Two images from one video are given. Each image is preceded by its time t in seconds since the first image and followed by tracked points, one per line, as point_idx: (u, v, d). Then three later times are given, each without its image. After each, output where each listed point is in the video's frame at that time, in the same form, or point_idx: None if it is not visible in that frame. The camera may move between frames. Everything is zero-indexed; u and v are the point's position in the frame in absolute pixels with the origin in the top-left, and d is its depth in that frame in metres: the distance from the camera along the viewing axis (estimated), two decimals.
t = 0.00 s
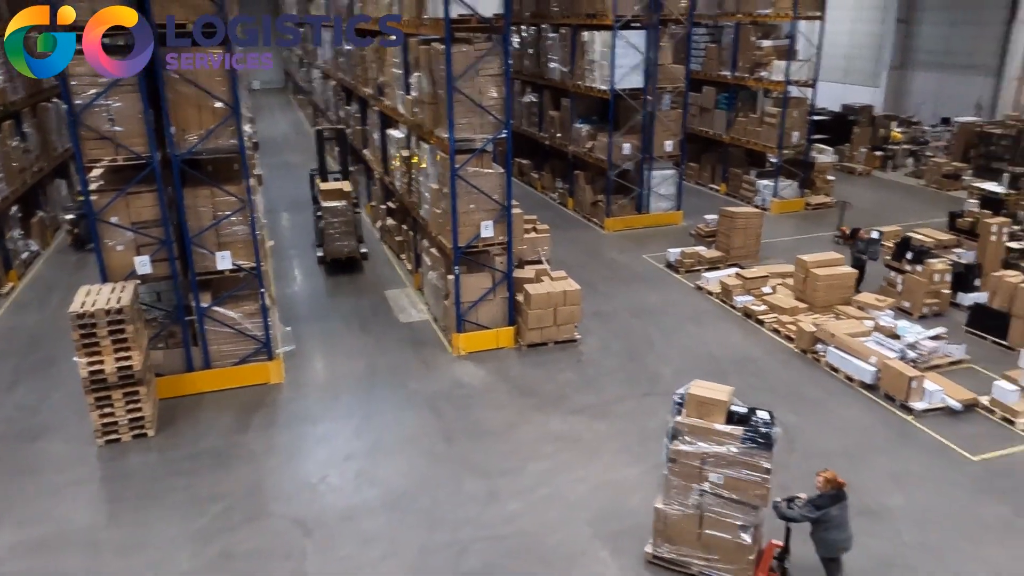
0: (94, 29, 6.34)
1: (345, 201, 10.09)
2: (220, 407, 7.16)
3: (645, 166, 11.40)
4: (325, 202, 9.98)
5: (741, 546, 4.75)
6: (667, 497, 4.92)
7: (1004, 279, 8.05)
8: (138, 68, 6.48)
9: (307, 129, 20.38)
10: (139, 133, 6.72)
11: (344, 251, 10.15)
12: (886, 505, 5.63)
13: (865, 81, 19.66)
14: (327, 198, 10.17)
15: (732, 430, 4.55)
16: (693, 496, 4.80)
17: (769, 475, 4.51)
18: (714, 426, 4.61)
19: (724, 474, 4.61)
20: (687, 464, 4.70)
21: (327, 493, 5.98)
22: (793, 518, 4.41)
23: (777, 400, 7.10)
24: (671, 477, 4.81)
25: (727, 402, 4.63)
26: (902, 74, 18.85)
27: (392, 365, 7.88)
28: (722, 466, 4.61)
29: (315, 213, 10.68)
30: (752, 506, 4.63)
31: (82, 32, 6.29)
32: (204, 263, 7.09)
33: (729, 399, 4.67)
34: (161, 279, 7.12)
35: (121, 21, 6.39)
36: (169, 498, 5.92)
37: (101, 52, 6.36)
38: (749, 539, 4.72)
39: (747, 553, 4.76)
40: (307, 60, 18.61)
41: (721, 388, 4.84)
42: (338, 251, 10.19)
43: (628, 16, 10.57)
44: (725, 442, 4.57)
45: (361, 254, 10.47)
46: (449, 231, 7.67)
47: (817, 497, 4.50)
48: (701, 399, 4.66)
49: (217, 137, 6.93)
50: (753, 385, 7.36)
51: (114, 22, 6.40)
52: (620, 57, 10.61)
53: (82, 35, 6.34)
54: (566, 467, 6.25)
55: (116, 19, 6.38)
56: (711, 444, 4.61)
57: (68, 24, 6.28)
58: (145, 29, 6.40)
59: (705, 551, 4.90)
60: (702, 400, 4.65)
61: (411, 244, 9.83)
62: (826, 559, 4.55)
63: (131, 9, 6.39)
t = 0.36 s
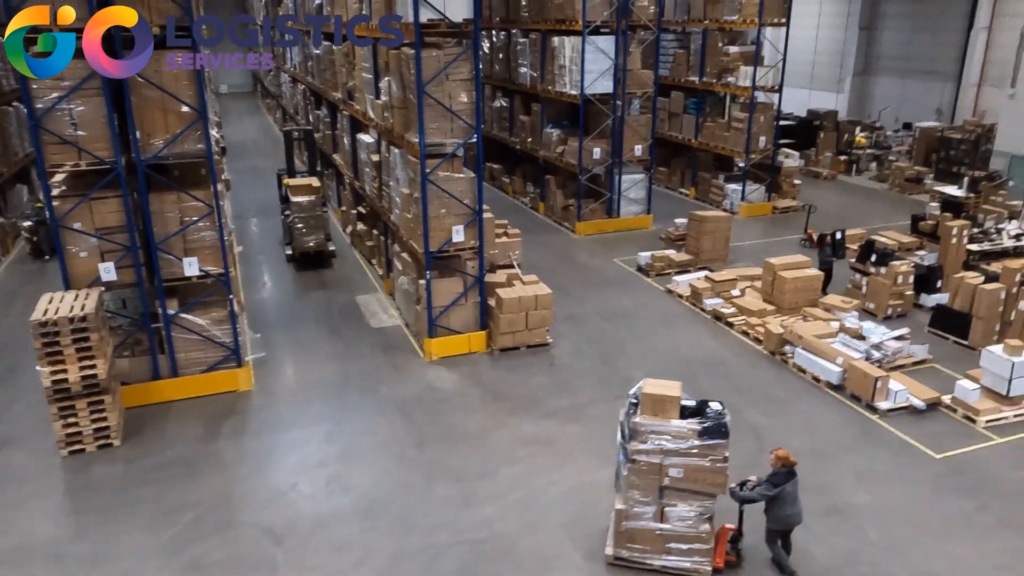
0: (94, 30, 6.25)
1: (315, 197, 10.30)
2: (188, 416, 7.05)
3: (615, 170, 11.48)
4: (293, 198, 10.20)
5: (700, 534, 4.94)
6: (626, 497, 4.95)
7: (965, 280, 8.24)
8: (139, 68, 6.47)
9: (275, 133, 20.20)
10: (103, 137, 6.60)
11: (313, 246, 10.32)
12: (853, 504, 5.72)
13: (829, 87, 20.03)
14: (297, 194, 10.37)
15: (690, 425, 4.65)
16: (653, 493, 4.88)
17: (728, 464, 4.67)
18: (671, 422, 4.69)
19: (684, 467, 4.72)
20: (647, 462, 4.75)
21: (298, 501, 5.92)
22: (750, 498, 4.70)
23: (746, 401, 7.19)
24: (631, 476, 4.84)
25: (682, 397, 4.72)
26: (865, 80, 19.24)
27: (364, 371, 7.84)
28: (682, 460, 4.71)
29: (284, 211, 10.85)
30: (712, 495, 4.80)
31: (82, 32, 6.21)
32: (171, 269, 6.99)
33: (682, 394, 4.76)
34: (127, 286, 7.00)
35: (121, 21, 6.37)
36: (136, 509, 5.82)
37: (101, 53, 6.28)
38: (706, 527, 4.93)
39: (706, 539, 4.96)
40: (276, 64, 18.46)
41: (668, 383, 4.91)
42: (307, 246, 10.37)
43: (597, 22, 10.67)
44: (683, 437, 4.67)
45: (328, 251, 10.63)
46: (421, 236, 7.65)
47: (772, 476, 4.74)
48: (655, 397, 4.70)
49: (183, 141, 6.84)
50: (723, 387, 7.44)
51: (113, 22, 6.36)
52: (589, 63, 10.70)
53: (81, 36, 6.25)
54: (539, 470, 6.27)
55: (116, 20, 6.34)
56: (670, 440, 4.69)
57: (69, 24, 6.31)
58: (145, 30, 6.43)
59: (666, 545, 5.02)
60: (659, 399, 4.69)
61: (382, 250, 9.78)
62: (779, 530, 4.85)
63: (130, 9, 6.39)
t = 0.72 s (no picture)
0: (96, 29, 6.25)
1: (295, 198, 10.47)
2: (168, 427, 6.98)
3: (596, 177, 11.54)
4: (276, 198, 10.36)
5: (672, 532, 5.00)
6: (598, 504, 4.95)
7: (942, 284, 8.35)
8: (139, 68, 6.50)
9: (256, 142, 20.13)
10: (81, 146, 6.53)
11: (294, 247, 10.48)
12: (835, 507, 5.77)
13: (807, 94, 20.27)
14: (278, 194, 10.52)
15: (657, 424, 4.73)
16: (625, 496, 4.90)
17: (695, 458, 4.79)
18: (638, 424, 4.76)
19: (653, 467, 4.79)
20: (619, 466, 4.78)
21: (280, 511, 5.88)
22: (717, 491, 4.81)
23: (728, 406, 7.24)
24: (604, 482, 4.84)
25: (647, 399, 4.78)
26: (842, 87, 19.48)
27: (347, 380, 7.80)
28: (651, 460, 4.78)
29: (263, 215, 10.93)
30: (681, 492, 4.88)
31: (83, 32, 6.23)
32: (151, 279, 6.92)
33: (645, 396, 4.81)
34: (105, 297, 6.92)
35: (121, 21, 6.38)
36: (115, 522, 5.75)
37: (101, 53, 6.29)
38: (678, 523, 5.00)
39: (677, 538, 5.03)
40: (256, 72, 18.41)
41: (629, 385, 4.95)
42: (287, 247, 10.44)
43: (577, 30, 10.77)
44: (652, 436, 4.75)
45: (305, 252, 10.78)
46: (403, 243, 7.64)
47: (737, 470, 4.84)
48: (622, 401, 4.74)
49: (163, 149, 6.78)
50: (706, 392, 7.49)
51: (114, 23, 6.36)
52: (570, 71, 10.75)
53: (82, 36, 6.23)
54: (523, 477, 6.26)
55: (116, 20, 6.35)
56: (640, 442, 4.74)
57: (68, 24, 6.25)
58: (145, 30, 6.44)
59: (640, 545, 5.05)
60: (626, 402, 4.72)
61: (364, 258, 9.75)
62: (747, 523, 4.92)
63: (130, 9, 6.39)
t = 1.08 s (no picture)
0: (97, 30, 6.23)
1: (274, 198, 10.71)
2: (146, 439, 6.89)
3: (576, 184, 11.59)
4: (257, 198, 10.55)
5: (638, 529, 5.09)
6: (569, 512, 4.91)
7: (916, 288, 8.50)
8: (139, 68, 6.47)
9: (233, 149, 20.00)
10: (55, 154, 6.44)
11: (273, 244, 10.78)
12: (814, 510, 5.82)
13: (783, 101, 20.49)
14: (257, 195, 10.74)
15: (621, 426, 4.78)
16: (595, 500, 4.89)
17: (659, 454, 4.90)
18: (604, 427, 4.79)
19: (621, 468, 4.84)
20: (589, 471, 4.78)
21: (260, 522, 5.82)
22: (676, 484, 5.00)
23: (708, 411, 7.29)
24: (574, 489, 4.81)
25: (609, 401, 4.84)
26: (817, 93, 19.75)
27: (328, 388, 7.76)
28: (619, 462, 4.83)
29: (236, 221, 10.95)
30: (647, 489, 4.96)
31: (82, 32, 6.21)
32: (127, 288, 6.84)
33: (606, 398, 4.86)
34: (81, 306, 6.83)
35: (121, 21, 6.33)
36: (91, 536, 5.66)
37: (101, 53, 6.28)
38: (644, 519, 5.08)
39: (642, 536, 5.12)
40: (233, 79, 18.31)
41: (587, 389, 4.99)
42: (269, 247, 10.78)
43: (557, 37, 10.80)
44: (619, 438, 4.79)
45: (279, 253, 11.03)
46: (383, 251, 7.62)
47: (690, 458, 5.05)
48: (587, 405, 4.76)
49: (139, 158, 6.71)
50: (686, 397, 7.53)
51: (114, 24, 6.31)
52: (549, 78, 10.80)
53: (83, 37, 6.20)
54: (505, 484, 6.26)
55: (116, 20, 6.30)
56: (607, 444, 4.78)
57: (68, 25, 6.22)
58: (145, 30, 6.42)
59: (610, 547, 5.07)
60: (591, 407, 4.75)
61: (344, 266, 9.72)
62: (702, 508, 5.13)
63: (130, 9, 6.33)
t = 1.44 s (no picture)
0: (95, 30, 6.27)
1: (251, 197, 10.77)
2: (121, 448, 6.80)
3: (555, 188, 11.62)
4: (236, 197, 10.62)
5: (602, 526, 5.13)
6: (538, 518, 4.86)
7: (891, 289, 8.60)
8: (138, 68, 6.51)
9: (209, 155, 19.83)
10: (26, 161, 6.34)
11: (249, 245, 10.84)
12: (793, 510, 5.88)
13: (759, 105, 20.71)
14: (234, 194, 10.74)
15: (585, 428, 4.79)
16: (562, 504, 4.89)
17: (619, 451, 4.97)
18: (568, 430, 4.78)
19: (586, 469, 4.86)
20: (557, 475, 4.76)
21: (239, 531, 5.76)
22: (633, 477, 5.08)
23: (687, 413, 7.33)
24: (542, 495, 4.78)
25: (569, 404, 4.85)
26: (791, 98, 20.00)
27: (307, 394, 7.71)
28: (583, 463, 4.85)
29: (206, 226, 10.85)
30: (608, 486, 5.01)
31: (83, 32, 6.25)
32: (101, 296, 6.74)
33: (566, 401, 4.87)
34: (53, 315, 6.72)
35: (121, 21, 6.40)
36: (66, 548, 5.56)
37: (101, 53, 6.28)
38: (607, 516, 5.13)
39: (606, 534, 5.16)
40: (209, 84, 18.16)
41: (544, 393, 4.97)
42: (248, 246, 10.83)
43: (534, 42, 10.83)
44: (583, 440, 4.80)
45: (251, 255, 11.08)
46: (362, 256, 7.58)
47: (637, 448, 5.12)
48: (549, 410, 4.74)
49: (113, 163, 6.62)
50: (666, 399, 7.58)
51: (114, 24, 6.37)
52: (527, 82, 10.84)
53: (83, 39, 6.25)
54: (486, 489, 6.26)
55: (116, 19, 6.36)
56: (572, 447, 4.77)
57: (68, 24, 6.26)
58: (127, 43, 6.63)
59: (577, 550, 5.07)
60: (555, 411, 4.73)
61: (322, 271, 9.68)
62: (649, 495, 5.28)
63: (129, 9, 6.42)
